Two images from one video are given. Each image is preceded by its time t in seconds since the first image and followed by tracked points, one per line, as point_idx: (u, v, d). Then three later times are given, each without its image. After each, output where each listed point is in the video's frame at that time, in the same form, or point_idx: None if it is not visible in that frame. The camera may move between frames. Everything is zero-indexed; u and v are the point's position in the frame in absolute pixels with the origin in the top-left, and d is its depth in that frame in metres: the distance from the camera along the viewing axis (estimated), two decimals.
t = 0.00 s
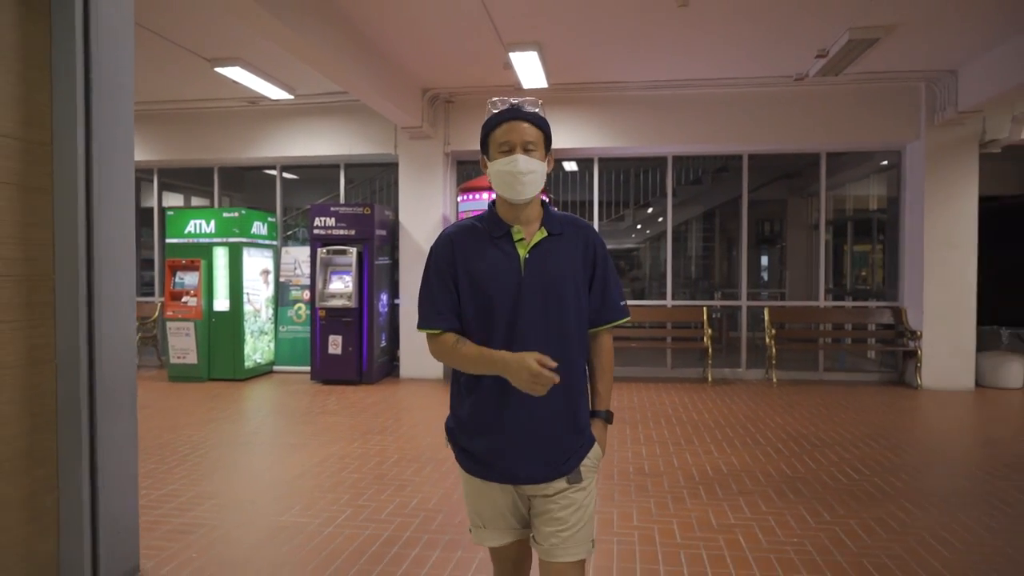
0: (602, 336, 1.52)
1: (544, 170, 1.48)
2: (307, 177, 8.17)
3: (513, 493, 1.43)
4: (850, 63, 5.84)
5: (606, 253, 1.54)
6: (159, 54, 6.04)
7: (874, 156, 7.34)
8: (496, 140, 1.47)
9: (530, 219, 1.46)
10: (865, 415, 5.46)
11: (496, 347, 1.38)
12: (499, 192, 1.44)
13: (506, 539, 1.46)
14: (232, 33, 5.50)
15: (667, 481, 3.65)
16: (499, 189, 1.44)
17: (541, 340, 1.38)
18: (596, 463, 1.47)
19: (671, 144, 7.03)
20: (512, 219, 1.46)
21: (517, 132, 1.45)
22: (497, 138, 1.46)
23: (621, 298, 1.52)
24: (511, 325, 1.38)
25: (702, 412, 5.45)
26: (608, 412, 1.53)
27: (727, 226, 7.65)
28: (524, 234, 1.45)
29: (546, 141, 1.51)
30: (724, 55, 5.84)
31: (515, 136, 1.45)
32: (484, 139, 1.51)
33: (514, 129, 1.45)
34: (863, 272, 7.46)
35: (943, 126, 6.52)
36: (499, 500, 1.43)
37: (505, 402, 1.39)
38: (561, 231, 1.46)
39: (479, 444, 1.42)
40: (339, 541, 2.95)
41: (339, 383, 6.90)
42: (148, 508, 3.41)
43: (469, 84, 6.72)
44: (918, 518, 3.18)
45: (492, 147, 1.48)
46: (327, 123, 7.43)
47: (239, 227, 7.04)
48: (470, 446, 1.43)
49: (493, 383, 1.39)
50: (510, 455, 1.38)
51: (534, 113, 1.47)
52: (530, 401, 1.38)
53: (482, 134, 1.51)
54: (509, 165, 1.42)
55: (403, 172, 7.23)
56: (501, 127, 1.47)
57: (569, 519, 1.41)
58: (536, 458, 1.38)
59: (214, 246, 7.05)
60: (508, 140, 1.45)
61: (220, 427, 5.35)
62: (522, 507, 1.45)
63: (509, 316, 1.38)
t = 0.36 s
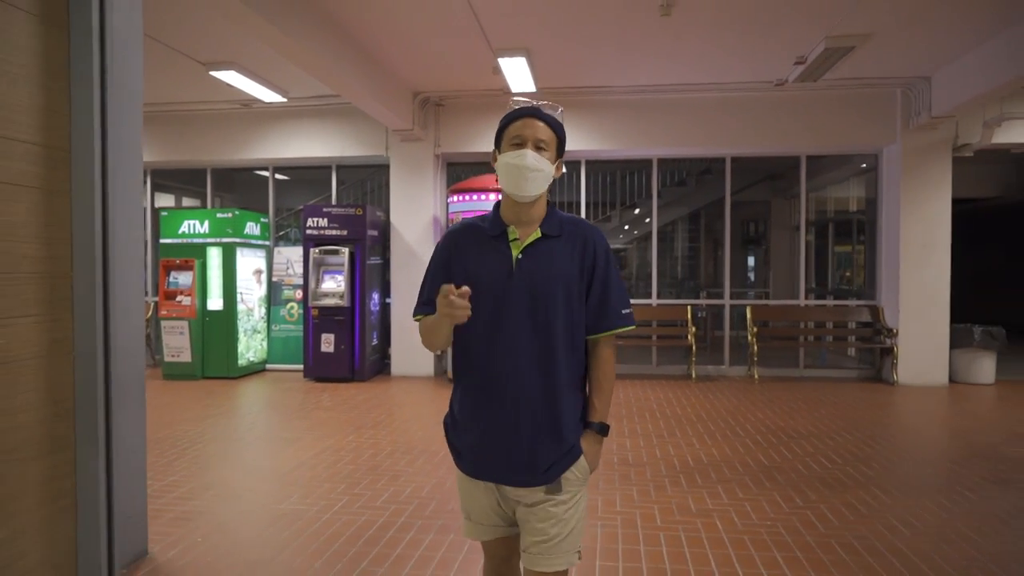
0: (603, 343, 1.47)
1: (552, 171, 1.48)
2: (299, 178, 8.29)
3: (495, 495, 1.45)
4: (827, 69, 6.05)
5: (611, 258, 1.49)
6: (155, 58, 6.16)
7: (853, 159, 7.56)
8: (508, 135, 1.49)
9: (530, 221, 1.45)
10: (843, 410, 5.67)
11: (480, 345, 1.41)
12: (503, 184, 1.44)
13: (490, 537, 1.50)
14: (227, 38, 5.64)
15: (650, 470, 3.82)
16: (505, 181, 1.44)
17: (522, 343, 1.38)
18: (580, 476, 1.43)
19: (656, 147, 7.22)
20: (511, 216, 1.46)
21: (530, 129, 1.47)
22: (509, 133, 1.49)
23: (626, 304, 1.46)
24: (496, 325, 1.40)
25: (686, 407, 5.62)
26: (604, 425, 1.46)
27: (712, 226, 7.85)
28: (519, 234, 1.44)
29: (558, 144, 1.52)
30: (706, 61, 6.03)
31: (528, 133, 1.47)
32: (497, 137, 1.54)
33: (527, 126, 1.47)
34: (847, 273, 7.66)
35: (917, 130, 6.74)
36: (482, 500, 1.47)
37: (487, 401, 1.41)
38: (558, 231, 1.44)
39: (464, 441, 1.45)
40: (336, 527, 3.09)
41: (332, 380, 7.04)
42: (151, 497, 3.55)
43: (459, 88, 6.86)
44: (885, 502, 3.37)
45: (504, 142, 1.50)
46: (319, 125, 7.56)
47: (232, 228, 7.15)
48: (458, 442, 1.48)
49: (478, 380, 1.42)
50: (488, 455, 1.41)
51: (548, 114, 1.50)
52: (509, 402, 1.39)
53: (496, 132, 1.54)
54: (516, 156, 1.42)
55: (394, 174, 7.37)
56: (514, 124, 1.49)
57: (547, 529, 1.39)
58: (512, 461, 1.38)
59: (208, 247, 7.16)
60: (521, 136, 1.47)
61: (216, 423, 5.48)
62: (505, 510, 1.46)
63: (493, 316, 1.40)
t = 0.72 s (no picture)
0: (626, 340, 1.42)
1: (575, 166, 1.42)
2: (295, 180, 8.41)
3: (507, 499, 1.36)
4: (813, 76, 6.22)
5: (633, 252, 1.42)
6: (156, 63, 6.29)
7: (841, 162, 7.71)
8: (530, 130, 1.43)
9: (548, 215, 1.40)
10: (828, 407, 5.84)
11: (496, 346, 1.33)
12: (524, 178, 1.37)
13: (492, 550, 1.37)
14: (228, 44, 5.77)
15: (640, 464, 3.97)
16: (526, 174, 1.36)
17: (541, 343, 1.31)
18: (602, 476, 1.38)
19: (648, 150, 7.38)
20: (529, 212, 1.41)
21: (553, 123, 1.41)
22: (532, 126, 1.42)
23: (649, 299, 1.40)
24: (513, 325, 1.32)
25: (676, 405, 5.76)
26: (624, 425, 1.41)
27: (704, 228, 8.03)
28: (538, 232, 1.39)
29: (580, 141, 1.47)
30: (695, 68, 6.19)
31: (551, 127, 1.40)
32: (517, 132, 1.47)
33: (550, 120, 1.41)
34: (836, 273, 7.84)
35: (901, 135, 6.92)
36: (492, 505, 1.36)
37: (503, 402, 1.34)
38: (577, 228, 1.38)
39: (478, 444, 1.37)
40: (339, 518, 3.23)
41: (329, 379, 7.17)
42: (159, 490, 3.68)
43: (455, 92, 7.00)
44: (864, 494, 3.52)
45: (525, 137, 1.44)
46: (317, 128, 7.69)
47: (231, 229, 7.28)
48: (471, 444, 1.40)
49: (493, 381, 1.35)
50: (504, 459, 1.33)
51: (573, 109, 1.44)
52: (527, 404, 1.32)
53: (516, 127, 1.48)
54: (541, 148, 1.36)
55: (391, 176, 7.50)
56: (536, 118, 1.43)
57: (568, 528, 1.35)
58: (531, 464, 1.32)
59: (208, 248, 7.28)
60: (543, 131, 1.41)
61: (217, 420, 5.61)
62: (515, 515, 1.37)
63: (510, 317, 1.32)
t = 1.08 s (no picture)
0: (632, 341, 1.55)
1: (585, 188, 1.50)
2: (297, 181, 8.55)
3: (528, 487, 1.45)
4: (804, 81, 6.39)
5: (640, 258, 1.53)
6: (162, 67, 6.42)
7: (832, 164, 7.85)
8: (540, 155, 1.48)
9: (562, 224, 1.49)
10: (818, 402, 6.01)
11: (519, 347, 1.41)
12: (536, 210, 1.48)
13: (515, 537, 1.43)
14: (232, 49, 5.91)
15: (636, 456, 4.13)
16: (539, 208, 1.48)
17: (563, 345, 1.40)
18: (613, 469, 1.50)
19: (643, 153, 7.53)
20: (542, 219, 1.51)
21: (561, 156, 1.46)
22: (542, 156, 1.47)
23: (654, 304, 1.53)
24: (537, 329, 1.40)
25: (670, 401, 5.92)
26: (632, 421, 1.56)
27: (699, 228, 8.20)
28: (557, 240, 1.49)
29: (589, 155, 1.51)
30: (689, 72, 6.35)
31: (559, 161, 1.46)
32: (528, 149, 1.51)
33: (558, 152, 1.46)
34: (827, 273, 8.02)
35: (890, 138, 7.09)
36: (514, 495, 1.43)
37: (525, 401, 1.41)
38: (593, 235, 1.48)
39: (499, 441, 1.44)
40: (349, 506, 3.38)
41: (332, 377, 7.31)
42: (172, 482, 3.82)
43: (454, 96, 7.15)
44: (850, 484, 3.68)
45: (536, 160, 1.49)
46: (319, 131, 7.83)
47: (235, 230, 7.44)
48: (491, 440, 1.46)
49: (516, 380, 1.42)
50: (527, 454, 1.41)
51: (580, 134, 1.46)
52: (549, 402, 1.40)
53: (526, 144, 1.51)
54: (550, 192, 1.45)
55: (392, 178, 7.64)
56: (545, 148, 1.47)
57: (584, 516, 1.45)
58: (552, 459, 1.40)
59: (211, 248, 7.40)
60: (552, 164, 1.46)
61: (223, 416, 5.75)
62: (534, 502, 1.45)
63: (535, 320, 1.40)
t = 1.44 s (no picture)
0: (629, 345, 1.51)
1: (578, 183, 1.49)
2: (302, 183, 8.73)
3: (538, 499, 1.39)
4: (800, 87, 6.55)
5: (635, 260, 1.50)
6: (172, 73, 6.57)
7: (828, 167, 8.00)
8: (531, 152, 1.48)
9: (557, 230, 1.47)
10: (813, 400, 6.16)
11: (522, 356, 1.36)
12: (530, 203, 1.45)
13: (528, 550, 1.38)
14: (242, 56, 6.07)
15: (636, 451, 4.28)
16: (532, 201, 1.45)
17: (566, 352, 1.36)
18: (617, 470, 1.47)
19: (643, 156, 7.68)
20: (536, 227, 1.49)
21: (552, 146, 1.45)
22: (535, 148, 1.47)
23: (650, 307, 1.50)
24: (540, 336, 1.36)
25: (669, 399, 6.05)
26: (634, 425, 1.53)
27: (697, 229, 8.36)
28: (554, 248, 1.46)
29: (580, 152, 1.52)
30: (688, 78, 6.50)
31: (552, 150, 1.45)
32: (519, 148, 1.52)
33: (550, 143, 1.46)
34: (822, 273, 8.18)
35: (883, 142, 7.24)
36: (526, 508, 1.37)
37: (529, 411, 1.37)
38: (587, 241, 1.44)
39: (504, 453, 1.38)
40: (360, 498, 3.52)
41: (337, 376, 7.46)
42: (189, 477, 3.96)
43: (457, 101, 7.30)
44: (841, 477, 3.83)
45: (528, 157, 1.49)
46: (324, 134, 7.98)
47: (242, 232, 7.62)
48: (495, 453, 1.40)
49: (519, 391, 1.37)
50: (536, 467, 1.36)
51: (572, 128, 1.48)
52: (556, 411, 1.36)
53: (517, 144, 1.51)
54: (546, 179, 1.43)
55: (396, 181, 7.79)
56: (537, 141, 1.47)
57: (594, 521, 1.42)
58: (561, 468, 1.36)
59: (219, 250, 7.57)
60: (545, 154, 1.46)
61: (233, 414, 5.89)
62: (546, 512, 1.40)
63: (537, 328, 1.36)
